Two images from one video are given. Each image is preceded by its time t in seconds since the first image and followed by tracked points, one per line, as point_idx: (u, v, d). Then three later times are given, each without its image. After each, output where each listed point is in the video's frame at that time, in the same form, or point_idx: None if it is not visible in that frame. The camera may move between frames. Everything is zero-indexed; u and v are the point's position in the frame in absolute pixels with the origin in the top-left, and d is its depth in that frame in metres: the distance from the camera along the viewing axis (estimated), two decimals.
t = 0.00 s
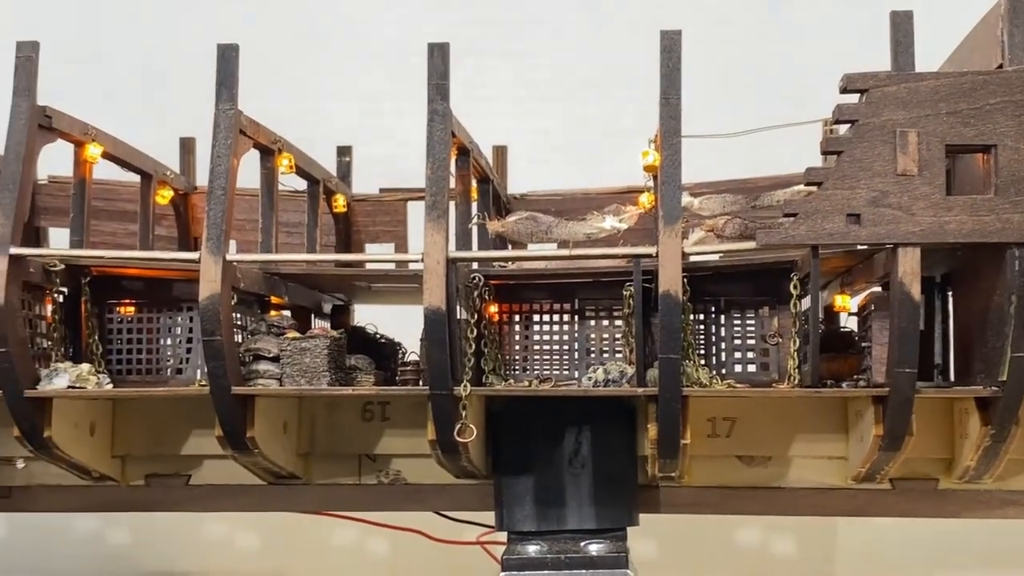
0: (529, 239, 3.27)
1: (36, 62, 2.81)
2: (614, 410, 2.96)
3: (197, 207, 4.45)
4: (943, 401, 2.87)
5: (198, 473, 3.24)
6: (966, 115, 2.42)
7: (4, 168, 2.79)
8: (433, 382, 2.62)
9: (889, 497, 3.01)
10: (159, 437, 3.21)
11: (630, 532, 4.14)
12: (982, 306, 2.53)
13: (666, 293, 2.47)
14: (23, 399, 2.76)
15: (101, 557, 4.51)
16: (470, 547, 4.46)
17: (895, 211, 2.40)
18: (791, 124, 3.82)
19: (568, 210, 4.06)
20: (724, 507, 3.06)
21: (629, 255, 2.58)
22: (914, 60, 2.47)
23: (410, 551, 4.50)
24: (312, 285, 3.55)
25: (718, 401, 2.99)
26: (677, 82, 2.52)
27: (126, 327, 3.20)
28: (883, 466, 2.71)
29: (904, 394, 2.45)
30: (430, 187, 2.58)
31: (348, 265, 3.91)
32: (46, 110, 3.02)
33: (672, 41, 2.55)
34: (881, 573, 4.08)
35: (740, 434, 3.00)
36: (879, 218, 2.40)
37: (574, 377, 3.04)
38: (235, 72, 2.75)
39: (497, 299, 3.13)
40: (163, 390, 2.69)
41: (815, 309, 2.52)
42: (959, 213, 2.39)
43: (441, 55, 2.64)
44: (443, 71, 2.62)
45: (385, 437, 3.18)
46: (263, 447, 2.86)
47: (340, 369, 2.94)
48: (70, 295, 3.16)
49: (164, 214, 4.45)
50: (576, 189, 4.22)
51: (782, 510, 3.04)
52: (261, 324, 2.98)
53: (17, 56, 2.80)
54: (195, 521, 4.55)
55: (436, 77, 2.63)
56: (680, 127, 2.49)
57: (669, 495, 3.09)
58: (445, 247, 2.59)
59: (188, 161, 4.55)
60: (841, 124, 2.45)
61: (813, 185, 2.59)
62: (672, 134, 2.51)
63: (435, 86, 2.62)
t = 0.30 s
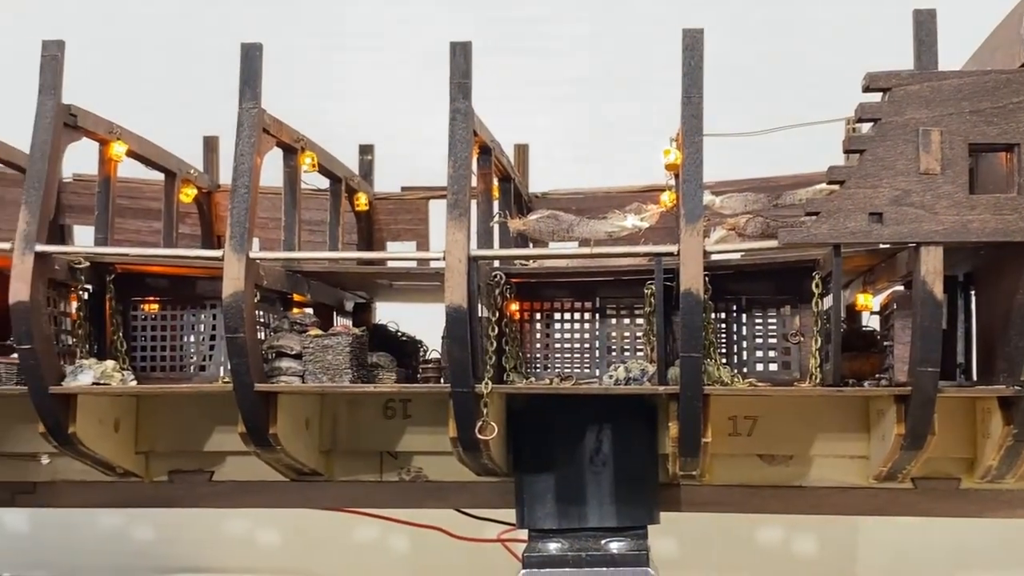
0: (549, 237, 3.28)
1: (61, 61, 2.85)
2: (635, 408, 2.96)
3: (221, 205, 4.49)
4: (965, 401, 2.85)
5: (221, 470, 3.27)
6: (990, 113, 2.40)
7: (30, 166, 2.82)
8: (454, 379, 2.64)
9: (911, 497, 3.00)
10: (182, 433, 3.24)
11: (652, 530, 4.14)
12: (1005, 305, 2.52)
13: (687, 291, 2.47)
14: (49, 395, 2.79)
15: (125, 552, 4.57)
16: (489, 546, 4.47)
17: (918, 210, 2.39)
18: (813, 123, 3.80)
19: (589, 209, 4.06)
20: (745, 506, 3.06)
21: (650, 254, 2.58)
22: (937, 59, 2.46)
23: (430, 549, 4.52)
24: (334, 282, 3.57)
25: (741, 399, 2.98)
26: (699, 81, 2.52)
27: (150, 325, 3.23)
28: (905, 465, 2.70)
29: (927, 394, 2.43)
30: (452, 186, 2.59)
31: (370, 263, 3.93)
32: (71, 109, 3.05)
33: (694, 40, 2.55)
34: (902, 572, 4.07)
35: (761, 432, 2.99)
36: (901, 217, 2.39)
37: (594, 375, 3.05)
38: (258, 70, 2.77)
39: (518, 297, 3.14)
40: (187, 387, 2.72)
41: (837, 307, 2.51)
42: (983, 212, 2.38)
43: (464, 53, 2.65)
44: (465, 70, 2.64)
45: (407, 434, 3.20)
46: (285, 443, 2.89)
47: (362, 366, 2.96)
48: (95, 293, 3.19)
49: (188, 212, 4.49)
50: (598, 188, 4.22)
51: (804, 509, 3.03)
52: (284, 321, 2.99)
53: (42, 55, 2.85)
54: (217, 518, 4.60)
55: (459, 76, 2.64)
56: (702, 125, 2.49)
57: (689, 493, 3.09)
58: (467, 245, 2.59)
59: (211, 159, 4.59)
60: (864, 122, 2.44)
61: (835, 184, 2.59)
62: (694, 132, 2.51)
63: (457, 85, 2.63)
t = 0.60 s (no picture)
0: (570, 236, 3.28)
1: (87, 60, 2.88)
2: (656, 407, 2.96)
3: (244, 203, 4.53)
4: (988, 401, 2.83)
5: (244, 467, 3.30)
6: (1015, 112, 2.39)
7: (56, 164, 2.85)
8: (476, 378, 2.65)
9: (935, 497, 2.98)
10: (206, 430, 3.27)
11: (672, 531, 4.15)
12: None
13: (710, 291, 2.46)
14: (74, 392, 2.82)
15: (149, 549, 4.64)
16: (511, 543, 4.54)
17: (941, 209, 2.38)
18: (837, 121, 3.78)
19: (611, 207, 4.06)
20: (766, 506, 3.05)
21: (672, 253, 2.58)
22: (961, 57, 2.45)
23: (452, 546, 4.58)
24: (356, 280, 3.59)
25: (762, 399, 2.97)
26: (722, 79, 2.51)
27: (174, 322, 3.28)
28: (927, 465, 2.69)
29: (950, 394, 2.42)
30: (474, 185, 2.60)
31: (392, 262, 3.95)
32: (97, 108, 3.09)
33: (717, 38, 2.54)
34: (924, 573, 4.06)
35: (783, 432, 2.98)
36: (925, 216, 2.38)
37: (616, 374, 3.05)
38: (282, 70, 2.79)
39: (539, 296, 3.14)
40: (211, 385, 2.74)
41: (859, 307, 2.50)
42: (1007, 211, 2.36)
43: (486, 52, 2.66)
44: (487, 69, 2.64)
45: (428, 432, 3.21)
46: (308, 441, 2.91)
47: (384, 364, 2.98)
48: (120, 290, 3.22)
49: (211, 210, 4.52)
50: (620, 186, 4.22)
51: (826, 509, 3.02)
52: (306, 319, 2.99)
53: (69, 54, 2.88)
54: (240, 516, 4.65)
55: (481, 75, 2.65)
56: (725, 124, 2.49)
57: (710, 492, 3.08)
58: (489, 243, 2.60)
59: (235, 158, 4.63)
60: (887, 121, 2.43)
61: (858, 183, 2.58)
62: (716, 131, 2.51)
63: (479, 83, 2.64)
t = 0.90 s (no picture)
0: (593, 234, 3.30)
1: (114, 60, 2.92)
2: (679, 405, 2.96)
3: (269, 202, 4.57)
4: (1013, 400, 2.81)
5: (268, 463, 3.33)
6: None
7: (83, 163, 2.88)
8: (498, 375, 2.66)
9: (958, 496, 2.97)
10: (231, 427, 3.30)
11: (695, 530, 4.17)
12: None
13: (733, 289, 2.46)
14: (100, 389, 2.84)
15: (173, 544, 4.72)
16: (533, 542, 4.55)
17: (965, 208, 2.37)
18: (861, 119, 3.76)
19: (634, 206, 4.06)
20: (789, 505, 3.06)
21: (695, 251, 2.58)
22: (985, 56, 2.43)
23: (474, 544, 4.60)
24: (379, 278, 3.61)
25: (785, 398, 2.97)
26: (745, 78, 2.51)
27: (200, 319, 3.32)
28: (950, 464, 2.67)
29: (974, 393, 2.41)
30: (497, 183, 2.62)
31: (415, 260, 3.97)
32: (123, 107, 3.13)
33: (740, 37, 2.55)
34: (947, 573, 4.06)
35: (806, 431, 2.97)
36: (948, 214, 2.37)
37: (638, 373, 3.06)
38: (306, 69, 2.81)
39: (562, 294, 3.16)
40: (235, 381, 2.76)
41: (883, 305, 2.49)
42: None
43: (509, 52, 2.67)
44: (510, 68, 2.66)
45: (451, 429, 3.23)
46: (331, 438, 2.93)
47: (407, 362, 3.00)
48: (146, 287, 3.26)
49: (236, 209, 4.57)
50: (643, 185, 4.22)
51: (849, 508, 3.01)
52: (330, 316, 3.01)
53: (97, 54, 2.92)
54: (263, 512, 4.70)
55: (504, 74, 2.66)
56: (748, 123, 2.49)
57: (733, 492, 3.09)
58: (511, 242, 2.61)
59: (259, 157, 4.67)
60: (910, 120, 2.42)
61: (881, 182, 2.56)
62: (739, 130, 2.50)
63: (502, 82, 2.65)
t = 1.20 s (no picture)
0: (616, 234, 3.29)
1: (140, 59, 2.95)
2: (701, 405, 2.96)
3: (293, 201, 4.61)
4: None
5: (292, 461, 3.36)
6: None
7: (109, 161, 2.91)
8: (521, 373, 2.67)
9: (983, 497, 2.95)
10: (255, 424, 3.33)
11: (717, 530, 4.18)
12: None
13: (756, 287, 2.46)
14: (126, 385, 2.88)
15: (197, 541, 4.76)
16: (556, 540, 4.56)
17: (991, 208, 2.35)
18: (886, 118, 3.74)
19: (657, 205, 4.06)
20: (812, 504, 3.05)
21: (719, 250, 2.57)
22: (1011, 54, 2.41)
23: (497, 542, 4.62)
24: (403, 276, 3.64)
25: (809, 398, 2.95)
26: (769, 76, 2.51)
27: (225, 317, 3.35)
28: (975, 464, 2.66)
29: (999, 393, 2.39)
30: (521, 182, 2.62)
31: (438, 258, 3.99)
32: (149, 106, 3.16)
33: (764, 36, 2.54)
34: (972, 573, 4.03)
35: (830, 431, 2.96)
36: (974, 214, 2.36)
37: (661, 372, 3.06)
38: (331, 69, 2.83)
39: (585, 293, 3.17)
40: (259, 379, 2.79)
41: (908, 305, 2.48)
42: None
43: (533, 51, 2.68)
44: (533, 67, 2.67)
45: (474, 428, 3.24)
46: (355, 435, 2.95)
47: (430, 360, 3.01)
48: (171, 284, 3.29)
49: (261, 208, 4.60)
50: (666, 183, 4.22)
51: (873, 508, 3.00)
52: (354, 315, 3.04)
53: (123, 53, 2.96)
54: (286, 510, 4.74)
55: (528, 73, 2.67)
56: (772, 122, 2.49)
57: (757, 491, 3.09)
58: (535, 240, 2.62)
59: (283, 156, 4.71)
60: (936, 119, 2.41)
61: (906, 181, 2.55)
62: (763, 129, 2.50)
63: (526, 81, 2.66)
